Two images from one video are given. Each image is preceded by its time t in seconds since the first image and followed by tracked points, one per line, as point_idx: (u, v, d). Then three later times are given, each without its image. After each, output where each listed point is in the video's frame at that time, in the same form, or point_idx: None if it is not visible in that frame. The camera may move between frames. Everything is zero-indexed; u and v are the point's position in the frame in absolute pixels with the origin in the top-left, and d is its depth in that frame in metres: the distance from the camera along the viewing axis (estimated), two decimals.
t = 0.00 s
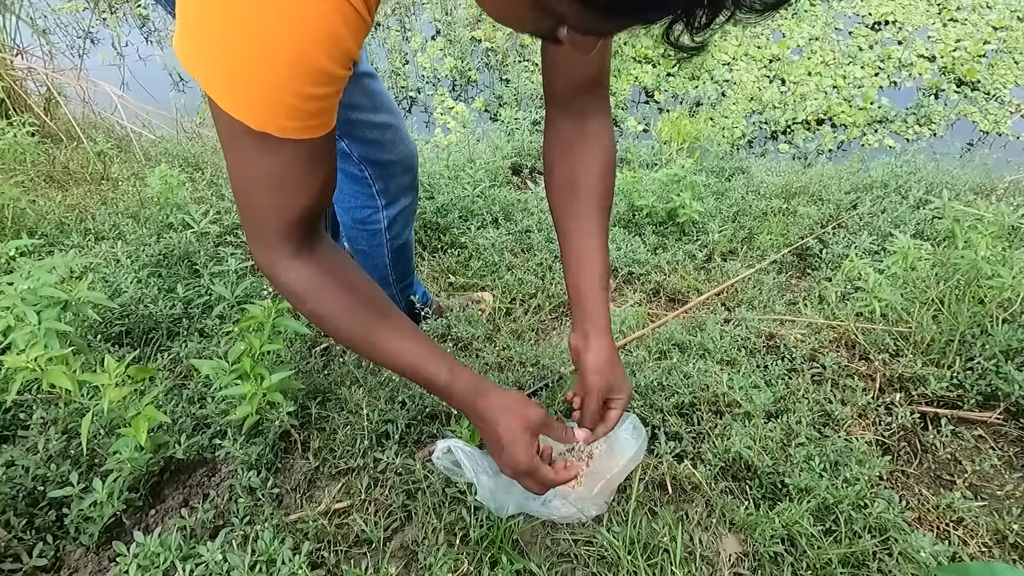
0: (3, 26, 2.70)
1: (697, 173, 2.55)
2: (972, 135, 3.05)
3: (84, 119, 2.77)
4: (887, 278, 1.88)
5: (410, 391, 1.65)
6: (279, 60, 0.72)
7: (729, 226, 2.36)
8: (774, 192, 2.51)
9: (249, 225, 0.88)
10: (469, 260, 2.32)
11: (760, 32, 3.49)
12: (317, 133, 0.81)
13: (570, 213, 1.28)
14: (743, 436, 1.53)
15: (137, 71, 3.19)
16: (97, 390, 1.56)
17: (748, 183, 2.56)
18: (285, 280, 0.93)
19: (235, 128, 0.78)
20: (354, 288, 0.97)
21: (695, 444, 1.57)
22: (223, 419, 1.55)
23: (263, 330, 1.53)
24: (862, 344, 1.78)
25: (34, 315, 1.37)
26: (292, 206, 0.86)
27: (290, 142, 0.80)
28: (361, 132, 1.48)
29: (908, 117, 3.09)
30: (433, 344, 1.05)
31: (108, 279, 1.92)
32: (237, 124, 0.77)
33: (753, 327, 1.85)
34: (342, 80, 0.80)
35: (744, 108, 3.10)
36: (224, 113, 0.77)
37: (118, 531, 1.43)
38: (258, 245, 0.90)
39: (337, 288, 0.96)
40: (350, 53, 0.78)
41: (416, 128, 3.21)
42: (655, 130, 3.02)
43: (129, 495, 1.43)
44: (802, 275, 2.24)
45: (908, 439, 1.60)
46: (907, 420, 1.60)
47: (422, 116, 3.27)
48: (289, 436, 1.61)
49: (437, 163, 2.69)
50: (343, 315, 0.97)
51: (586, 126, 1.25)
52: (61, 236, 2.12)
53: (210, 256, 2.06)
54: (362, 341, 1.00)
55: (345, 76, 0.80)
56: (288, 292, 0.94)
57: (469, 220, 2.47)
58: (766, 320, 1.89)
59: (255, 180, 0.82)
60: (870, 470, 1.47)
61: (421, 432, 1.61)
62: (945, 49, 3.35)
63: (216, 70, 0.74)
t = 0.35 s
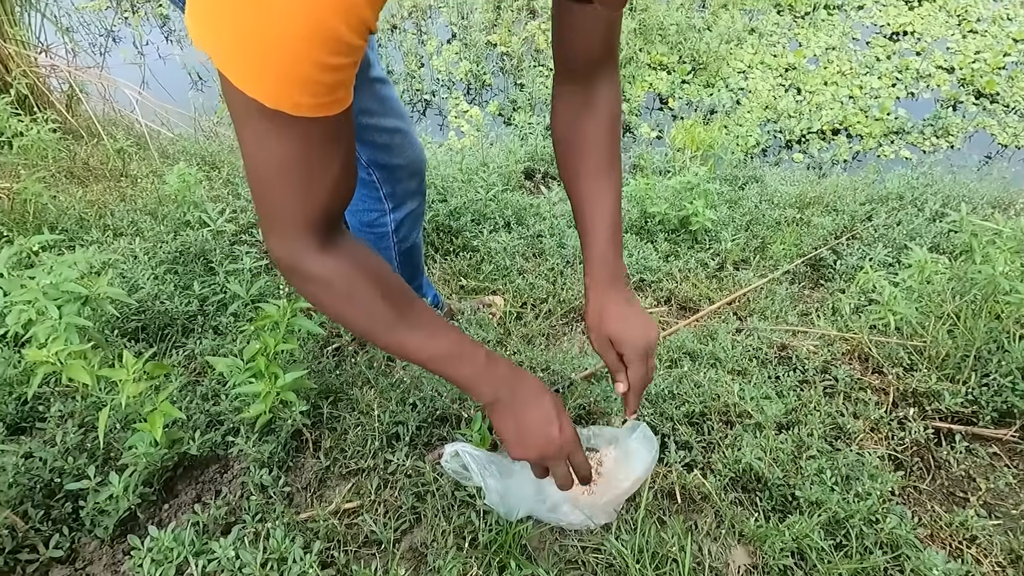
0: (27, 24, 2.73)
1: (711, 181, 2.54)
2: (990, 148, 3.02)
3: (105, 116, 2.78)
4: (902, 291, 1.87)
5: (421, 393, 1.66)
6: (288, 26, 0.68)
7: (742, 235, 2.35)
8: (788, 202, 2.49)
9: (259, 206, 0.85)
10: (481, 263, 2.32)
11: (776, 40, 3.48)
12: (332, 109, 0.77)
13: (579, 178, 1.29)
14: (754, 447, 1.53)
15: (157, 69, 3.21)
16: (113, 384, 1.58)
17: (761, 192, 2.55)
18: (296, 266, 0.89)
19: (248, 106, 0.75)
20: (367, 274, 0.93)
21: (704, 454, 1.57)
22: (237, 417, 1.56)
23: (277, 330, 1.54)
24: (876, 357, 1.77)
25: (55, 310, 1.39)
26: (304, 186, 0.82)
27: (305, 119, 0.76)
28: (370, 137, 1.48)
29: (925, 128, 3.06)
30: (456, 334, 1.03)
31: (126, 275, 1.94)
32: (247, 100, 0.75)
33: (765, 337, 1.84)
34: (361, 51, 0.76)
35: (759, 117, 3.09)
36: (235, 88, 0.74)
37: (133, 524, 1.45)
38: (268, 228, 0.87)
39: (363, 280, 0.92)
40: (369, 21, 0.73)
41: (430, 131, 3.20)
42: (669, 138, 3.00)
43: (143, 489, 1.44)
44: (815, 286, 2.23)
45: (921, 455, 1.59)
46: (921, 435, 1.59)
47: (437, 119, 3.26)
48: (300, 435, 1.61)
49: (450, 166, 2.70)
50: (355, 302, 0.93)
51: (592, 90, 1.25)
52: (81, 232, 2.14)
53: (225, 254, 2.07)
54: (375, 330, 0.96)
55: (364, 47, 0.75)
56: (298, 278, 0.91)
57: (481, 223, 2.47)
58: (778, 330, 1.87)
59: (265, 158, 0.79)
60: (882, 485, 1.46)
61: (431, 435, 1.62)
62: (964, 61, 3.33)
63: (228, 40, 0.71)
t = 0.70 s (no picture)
0: (71, 37, 2.79)
1: (729, 208, 2.53)
2: (1015, 183, 2.99)
3: (138, 126, 2.85)
4: (919, 328, 1.86)
5: (431, 411, 1.67)
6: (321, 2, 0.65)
7: (758, 263, 2.34)
8: (806, 231, 2.48)
9: (253, 197, 0.80)
10: (496, 282, 2.32)
11: (799, 69, 3.48)
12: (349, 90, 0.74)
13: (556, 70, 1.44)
14: (762, 481, 1.52)
15: (191, 82, 3.28)
16: (134, 390, 1.60)
17: (780, 221, 2.54)
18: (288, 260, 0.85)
19: (261, 87, 0.71)
20: (363, 265, 0.91)
21: (712, 485, 1.57)
22: (250, 427, 1.58)
23: (294, 344, 1.56)
24: (890, 394, 1.75)
25: (84, 316, 1.43)
26: (309, 176, 0.78)
27: (324, 100, 0.73)
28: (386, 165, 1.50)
29: (948, 162, 3.04)
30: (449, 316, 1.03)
31: (150, 283, 1.97)
32: (262, 78, 0.70)
33: (778, 368, 1.83)
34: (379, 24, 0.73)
35: (779, 145, 3.09)
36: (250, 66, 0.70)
37: (145, 530, 1.47)
38: (260, 219, 0.82)
39: (368, 266, 0.91)
40: None
41: (451, 149, 3.23)
42: (687, 163, 3.00)
43: (157, 496, 1.46)
44: (831, 318, 2.21)
45: (934, 496, 1.57)
46: (934, 476, 1.57)
47: (458, 137, 3.29)
48: (310, 448, 1.63)
49: (469, 184, 2.71)
50: (352, 294, 0.91)
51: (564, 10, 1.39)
52: (111, 239, 2.18)
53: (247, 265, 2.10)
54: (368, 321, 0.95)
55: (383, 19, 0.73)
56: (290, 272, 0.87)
57: (497, 242, 2.48)
58: (792, 362, 1.86)
59: (269, 146, 0.75)
60: (893, 526, 1.44)
61: (440, 453, 1.63)
62: (989, 95, 3.31)
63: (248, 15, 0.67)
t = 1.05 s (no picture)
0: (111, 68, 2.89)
1: (743, 249, 2.54)
2: None
3: (171, 153, 2.92)
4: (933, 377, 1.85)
5: (439, 443, 1.68)
6: (438, 28, 0.67)
7: (771, 305, 2.33)
8: (821, 274, 2.47)
9: (378, 246, 0.82)
10: (508, 315, 2.34)
11: (815, 113, 3.51)
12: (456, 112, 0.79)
13: None
14: (770, 529, 1.51)
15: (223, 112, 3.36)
16: (152, 412, 1.63)
17: (794, 262, 2.54)
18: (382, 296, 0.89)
19: (415, 145, 0.75)
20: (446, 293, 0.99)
21: (719, 531, 1.56)
22: (261, 452, 1.59)
23: (308, 371, 1.58)
24: (904, 444, 1.74)
25: (110, 339, 1.48)
26: (425, 233, 0.84)
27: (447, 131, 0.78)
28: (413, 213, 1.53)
29: (966, 208, 3.03)
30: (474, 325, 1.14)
31: (173, 306, 2.01)
32: (408, 132, 0.73)
33: (790, 414, 1.82)
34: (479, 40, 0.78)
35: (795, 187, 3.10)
36: (386, 108, 0.71)
37: (153, 552, 1.48)
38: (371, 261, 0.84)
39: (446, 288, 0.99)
40: None
41: (469, 182, 3.28)
42: (702, 202, 3.02)
43: (167, 518, 1.47)
44: (845, 363, 2.20)
45: (949, 551, 1.54)
46: (949, 531, 1.54)
47: (476, 170, 3.35)
48: (318, 476, 1.64)
49: (486, 218, 2.74)
50: (441, 325, 0.99)
51: None
52: (138, 262, 2.22)
53: (266, 291, 2.14)
54: (419, 362, 1.01)
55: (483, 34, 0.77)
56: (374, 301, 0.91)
57: (511, 276, 2.50)
58: (803, 407, 1.85)
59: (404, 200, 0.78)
60: None
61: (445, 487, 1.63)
62: (1008, 143, 3.32)
63: (382, 47, 0.68)
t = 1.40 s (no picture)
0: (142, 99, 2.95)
1: (755, 287, 2.53)
2: None
3: (193, 181, 2.95)
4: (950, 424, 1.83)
5: (445, 478, 1.68)
6: None
7: (782, 344, 2.31)
8: (833, 314, 2.45)
9: (266, 52, 0.67)
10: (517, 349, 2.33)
11: (826, 153, 3.52)
12: None
13: None
14: None
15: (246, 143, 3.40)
16: (162, 439, 1.63)
17: (806, 301, 2.52)
18: (272, 146, 0.71)
19: None
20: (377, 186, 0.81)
21: None
22: (268, 483, 1.59)
23: (317, 403, 1.58)
24: (919, 492, 1.71)
25: (126, 365, 1.51)
26: (332, 51, 0.69)
27: None
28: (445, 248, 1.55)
29: (981, 250, 3.01)
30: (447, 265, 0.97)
31: (188, 331, 2.02)
32: None
33: (802, 457, 1.79)
34: None
35: (807, 226, 3.10)
36: None
37: None
38: (253, 88, 0.69)
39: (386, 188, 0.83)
40: None
41: (482, 215, 3.31)
42: (713, 240, 3.02)
43: (172, 548, 1.47)
44: (858, 406, 2.17)
45: None
46: None
47: (489, 203, 3.38)
48: (323, 508, 1.64)
49: (498, 251, 2.75)
50: (367, 223, 0.80)
51: None
52: (157, 288, 2.24)
53: (279, 320, 2.16)
54: (349, 263, 0.82)
55: None
56: (263, 168, 0.73)
57: (521, 309, 2.50)
58: (816, 451, 1.82)
59: None
60: None
61: (450, 524, 1.64)
62: (1021, 186, 3.31)
63: None
